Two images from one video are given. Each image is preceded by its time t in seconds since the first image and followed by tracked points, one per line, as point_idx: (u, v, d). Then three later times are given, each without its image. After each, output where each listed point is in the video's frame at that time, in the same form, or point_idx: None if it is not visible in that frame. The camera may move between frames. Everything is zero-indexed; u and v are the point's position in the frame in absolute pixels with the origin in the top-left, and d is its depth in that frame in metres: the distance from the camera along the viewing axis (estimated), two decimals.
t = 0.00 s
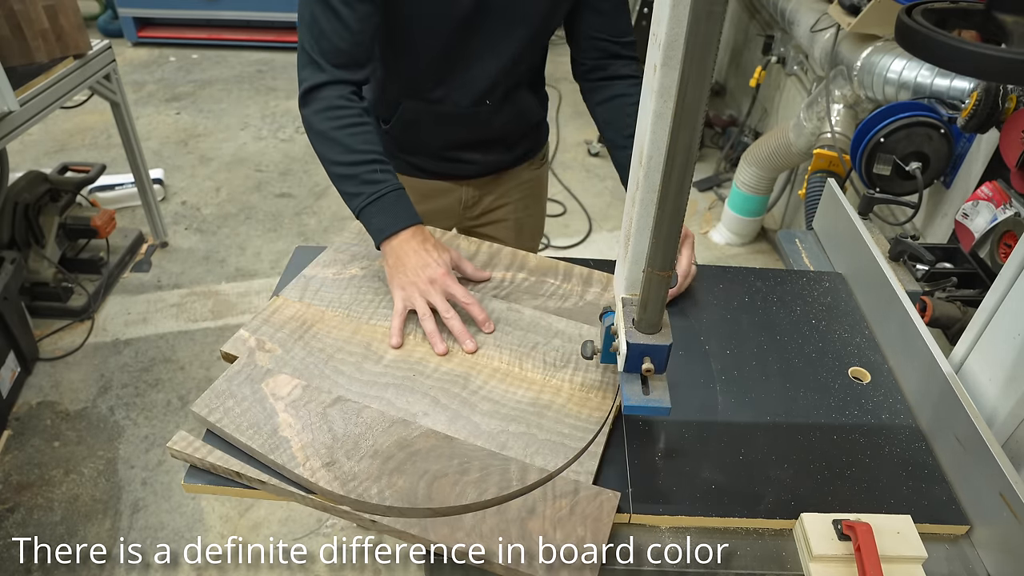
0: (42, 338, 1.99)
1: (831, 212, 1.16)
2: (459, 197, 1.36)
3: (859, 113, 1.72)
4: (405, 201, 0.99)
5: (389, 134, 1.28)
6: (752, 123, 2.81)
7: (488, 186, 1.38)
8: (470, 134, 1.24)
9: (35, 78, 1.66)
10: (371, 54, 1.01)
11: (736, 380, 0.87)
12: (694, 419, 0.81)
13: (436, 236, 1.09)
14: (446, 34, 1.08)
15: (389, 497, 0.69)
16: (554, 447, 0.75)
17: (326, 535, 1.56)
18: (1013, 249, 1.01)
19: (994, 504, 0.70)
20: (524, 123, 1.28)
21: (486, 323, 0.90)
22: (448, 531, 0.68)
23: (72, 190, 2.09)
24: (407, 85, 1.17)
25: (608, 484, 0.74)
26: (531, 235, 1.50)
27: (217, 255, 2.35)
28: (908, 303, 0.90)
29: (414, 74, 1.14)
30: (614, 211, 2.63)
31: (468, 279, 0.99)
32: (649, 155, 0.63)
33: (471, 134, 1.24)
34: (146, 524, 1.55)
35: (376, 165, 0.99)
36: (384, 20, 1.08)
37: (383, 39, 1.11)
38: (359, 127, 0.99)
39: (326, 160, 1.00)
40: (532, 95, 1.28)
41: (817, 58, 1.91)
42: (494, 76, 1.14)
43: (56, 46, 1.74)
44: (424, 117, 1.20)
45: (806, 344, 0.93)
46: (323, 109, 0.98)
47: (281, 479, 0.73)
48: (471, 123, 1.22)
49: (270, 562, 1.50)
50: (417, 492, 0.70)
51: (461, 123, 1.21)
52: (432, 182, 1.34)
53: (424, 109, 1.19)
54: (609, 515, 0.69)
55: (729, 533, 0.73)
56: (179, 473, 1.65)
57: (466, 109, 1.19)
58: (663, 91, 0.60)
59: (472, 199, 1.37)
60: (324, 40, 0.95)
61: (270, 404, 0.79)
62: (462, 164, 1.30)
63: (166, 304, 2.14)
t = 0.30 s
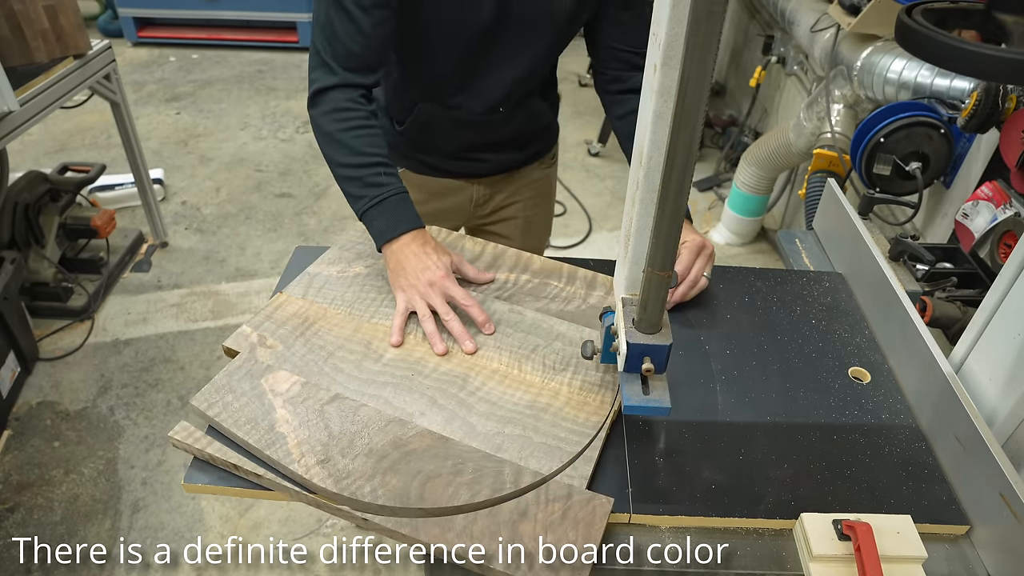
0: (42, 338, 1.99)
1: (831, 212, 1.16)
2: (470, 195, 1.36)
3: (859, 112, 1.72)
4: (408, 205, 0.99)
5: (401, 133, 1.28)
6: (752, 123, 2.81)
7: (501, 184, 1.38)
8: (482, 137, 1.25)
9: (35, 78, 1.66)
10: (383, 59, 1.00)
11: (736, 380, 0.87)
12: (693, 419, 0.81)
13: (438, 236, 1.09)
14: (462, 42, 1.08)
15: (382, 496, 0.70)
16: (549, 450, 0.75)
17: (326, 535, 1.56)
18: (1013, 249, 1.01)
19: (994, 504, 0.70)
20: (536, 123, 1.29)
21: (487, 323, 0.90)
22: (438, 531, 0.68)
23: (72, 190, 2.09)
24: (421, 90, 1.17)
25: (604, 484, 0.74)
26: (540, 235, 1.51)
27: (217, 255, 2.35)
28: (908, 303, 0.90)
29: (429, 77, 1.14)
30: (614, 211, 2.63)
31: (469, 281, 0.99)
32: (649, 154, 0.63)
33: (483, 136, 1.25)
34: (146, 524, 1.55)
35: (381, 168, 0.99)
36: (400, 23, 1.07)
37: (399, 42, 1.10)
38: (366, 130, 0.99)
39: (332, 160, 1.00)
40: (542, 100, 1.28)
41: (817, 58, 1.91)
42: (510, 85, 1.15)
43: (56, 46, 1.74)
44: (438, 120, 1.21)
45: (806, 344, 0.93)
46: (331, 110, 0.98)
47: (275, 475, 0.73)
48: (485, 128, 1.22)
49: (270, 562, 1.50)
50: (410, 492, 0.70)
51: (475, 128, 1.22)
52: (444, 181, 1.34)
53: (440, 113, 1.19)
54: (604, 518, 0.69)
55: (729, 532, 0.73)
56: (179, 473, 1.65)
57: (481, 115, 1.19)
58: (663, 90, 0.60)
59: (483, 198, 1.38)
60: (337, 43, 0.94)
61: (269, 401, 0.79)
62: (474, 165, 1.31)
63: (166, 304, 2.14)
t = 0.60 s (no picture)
0: (42, 338, 1.99)
1: (831, 211, 1.16)
2: (448, 188, 1.36)
3: (859, 113, 1.72)
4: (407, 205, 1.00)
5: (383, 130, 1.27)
6: (752, 123, 2.81)
7: (477, 174, 1.37)
8: (463, 133, 1.28)
9: (35, 78, 1.66)
10: (384, 63, 1.01)
11: (736, 380, 0.87)
12: (692, 420, 0.81)
13: (438, 236, 1.09)
14: (462, 49, 1.08)
15: (382, 496, 0.70)
16: (548, 450, 0.75)
17: (326, 535, 1.56)
18: (1013, 249, 1.01)
19: (994, 503, 0.70)
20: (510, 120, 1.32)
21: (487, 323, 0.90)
22: (439, 531, 0.68)
23: (72, 190, 2.09)
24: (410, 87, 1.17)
25: (605, 484, 0.74)
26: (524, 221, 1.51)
27: (217, 255, 2.35)
28: (908, 303, 0.90)
29: (421, 79, 1.15)
30: (614, 211, 2.63)
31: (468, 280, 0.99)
32: (649, 155, 0.63)
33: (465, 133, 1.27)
34: (146, 524, 1.55)
35: (379, 168, 1.00)
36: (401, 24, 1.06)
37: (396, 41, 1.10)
38: (364, 130, 0.99)
39: (327, 159, 1.01)
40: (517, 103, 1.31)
41: (817, 58, 1.91)
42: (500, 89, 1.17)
43: (56, 46, 1.74)
44: (423, 117, 1.22)
45: (806, 344, 0.93)
46: (328, 110, 0.97)
47: (275, 475, 0.73)
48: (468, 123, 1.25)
49: (270, 562, 1.50)
50: (410, 492, 0.70)
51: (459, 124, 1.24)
52: (423, 175, 1.34)
53: (426, 109, 1.20)
54: (603, 519, 0.69)
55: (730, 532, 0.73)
56: (179, 473, 1.65)
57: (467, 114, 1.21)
58: (663, 91, 0.60)
59: (461, 190, 1.38)
60: (342, 44, 0.94)
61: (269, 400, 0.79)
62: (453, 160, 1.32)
63: (166, 304, 2.14)
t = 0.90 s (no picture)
0: (42, 338, 1.99)
1: (831, 211, 1.16)
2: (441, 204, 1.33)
3: (859, 112, 1.72)
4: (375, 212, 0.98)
5: (364, 161, 1.23)
6: (751, 123, 2.81)
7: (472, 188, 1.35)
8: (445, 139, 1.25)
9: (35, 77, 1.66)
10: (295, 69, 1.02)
11: (735, 380, 0.87)
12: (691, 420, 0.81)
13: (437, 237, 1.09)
14: (405, 40, 1.08)
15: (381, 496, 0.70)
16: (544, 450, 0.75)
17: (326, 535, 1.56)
18: (1013, 249, 1.01)
19: (994, 503, 0.70)
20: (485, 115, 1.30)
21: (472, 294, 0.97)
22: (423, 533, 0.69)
23: (72, 190, 2.09)
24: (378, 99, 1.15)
25: (604, 484, 0.74)
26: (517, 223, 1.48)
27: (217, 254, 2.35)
28: (908, 302, 0.90)
29: (381, 86, 1.13)
30: (614, 211, 2.63)
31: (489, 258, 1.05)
32: (649, 154, 0.63)
33: (446, 138, 1.25)
34: (146, 524, 1.55)
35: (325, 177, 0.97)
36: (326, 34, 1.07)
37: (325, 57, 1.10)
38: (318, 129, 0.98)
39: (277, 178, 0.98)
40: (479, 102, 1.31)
41: (817, 58, 1.91)
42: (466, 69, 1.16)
43: (56, 46, 1.74)
44: (407, 131, 1.18)
45: (806, 344, 0.93)
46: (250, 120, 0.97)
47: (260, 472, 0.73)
48: (451, 123, 1.23)
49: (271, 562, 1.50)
50: (409, 493, 0.70)
51: (443, 126, 1.22)
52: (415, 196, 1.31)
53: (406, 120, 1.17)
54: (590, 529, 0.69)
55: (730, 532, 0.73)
56: (179, 473, 1.65)
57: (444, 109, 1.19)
58: (663, 91, 0.60)
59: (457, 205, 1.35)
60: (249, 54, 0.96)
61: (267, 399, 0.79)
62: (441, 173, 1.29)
63: (166, 304, 2.14)
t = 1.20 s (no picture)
0: (42, 338, 1.99)
1: (831, 211, 1.16)
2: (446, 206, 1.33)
3: (859, 112, 1.72)
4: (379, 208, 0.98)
5: (369, 157, 1.23)
6: (751, 123, 2.81)
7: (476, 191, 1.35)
8: (451, 136, 1.24)
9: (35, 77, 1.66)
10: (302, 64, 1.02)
11: (735, 380, 0.87)
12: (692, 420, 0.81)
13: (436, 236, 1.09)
14: (408, 32, 1.08)
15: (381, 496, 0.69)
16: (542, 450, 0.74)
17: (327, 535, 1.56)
18: (1013, 249, 1.01)
19: (994, 503, 0.70)
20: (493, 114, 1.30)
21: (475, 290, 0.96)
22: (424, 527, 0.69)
23: (72, 190, 2.09)
24: (382, 94, 1.15)
25: (604, 482, 0.75)
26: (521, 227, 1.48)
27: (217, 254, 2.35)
28: (908, 302, 0.90)
29: (386, 81, 1.13)
30: (614, 211, 2.63)
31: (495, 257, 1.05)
32: (649, 154, 0.63)
33: (450, 136, 1.24)
34: (146, 524, 1.55)
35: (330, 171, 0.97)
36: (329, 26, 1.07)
37: (329, 49, 1.11)
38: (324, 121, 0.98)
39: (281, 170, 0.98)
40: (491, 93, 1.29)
41: (817, 58, 1.91)
42: (470, 66, 1.15)
43: (56, 46, 1.74)
44: (410, 126, 1.18)
45: (806, 343, 0.93)
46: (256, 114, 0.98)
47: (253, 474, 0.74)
48: (456, 120, 1.22)
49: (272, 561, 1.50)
50: (409, 492, 0.70)
51: (447, 124, 1.21)
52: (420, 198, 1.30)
53: (409, 116, 1.17)
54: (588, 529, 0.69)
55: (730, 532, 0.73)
56: (179, 473, 1.65)
57: (448, 105, 1.19)
58: (663, 91, 0.60)
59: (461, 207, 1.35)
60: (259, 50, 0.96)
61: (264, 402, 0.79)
62: (445, 173, 1.28)
63: (166, 304, 2.14)
